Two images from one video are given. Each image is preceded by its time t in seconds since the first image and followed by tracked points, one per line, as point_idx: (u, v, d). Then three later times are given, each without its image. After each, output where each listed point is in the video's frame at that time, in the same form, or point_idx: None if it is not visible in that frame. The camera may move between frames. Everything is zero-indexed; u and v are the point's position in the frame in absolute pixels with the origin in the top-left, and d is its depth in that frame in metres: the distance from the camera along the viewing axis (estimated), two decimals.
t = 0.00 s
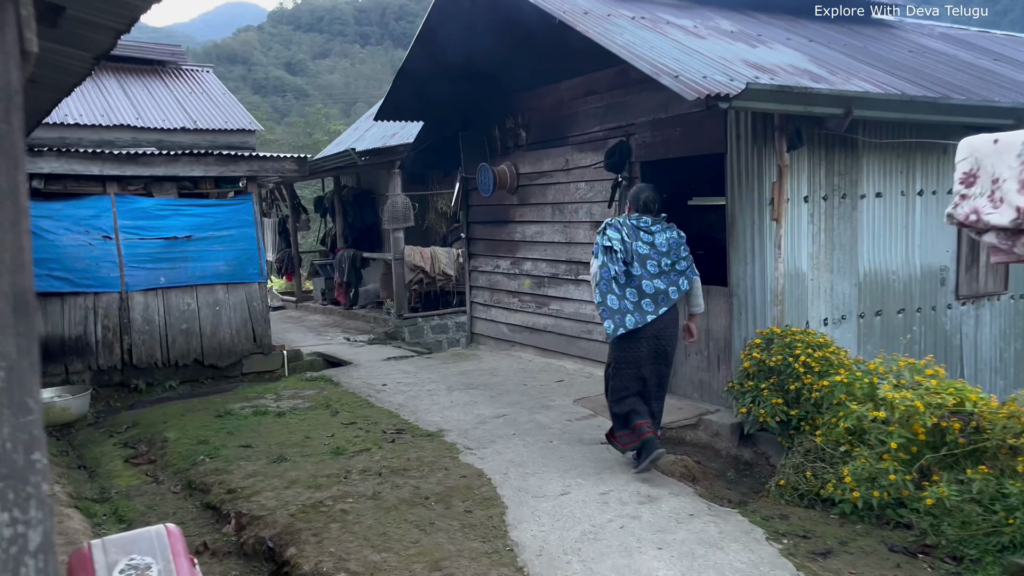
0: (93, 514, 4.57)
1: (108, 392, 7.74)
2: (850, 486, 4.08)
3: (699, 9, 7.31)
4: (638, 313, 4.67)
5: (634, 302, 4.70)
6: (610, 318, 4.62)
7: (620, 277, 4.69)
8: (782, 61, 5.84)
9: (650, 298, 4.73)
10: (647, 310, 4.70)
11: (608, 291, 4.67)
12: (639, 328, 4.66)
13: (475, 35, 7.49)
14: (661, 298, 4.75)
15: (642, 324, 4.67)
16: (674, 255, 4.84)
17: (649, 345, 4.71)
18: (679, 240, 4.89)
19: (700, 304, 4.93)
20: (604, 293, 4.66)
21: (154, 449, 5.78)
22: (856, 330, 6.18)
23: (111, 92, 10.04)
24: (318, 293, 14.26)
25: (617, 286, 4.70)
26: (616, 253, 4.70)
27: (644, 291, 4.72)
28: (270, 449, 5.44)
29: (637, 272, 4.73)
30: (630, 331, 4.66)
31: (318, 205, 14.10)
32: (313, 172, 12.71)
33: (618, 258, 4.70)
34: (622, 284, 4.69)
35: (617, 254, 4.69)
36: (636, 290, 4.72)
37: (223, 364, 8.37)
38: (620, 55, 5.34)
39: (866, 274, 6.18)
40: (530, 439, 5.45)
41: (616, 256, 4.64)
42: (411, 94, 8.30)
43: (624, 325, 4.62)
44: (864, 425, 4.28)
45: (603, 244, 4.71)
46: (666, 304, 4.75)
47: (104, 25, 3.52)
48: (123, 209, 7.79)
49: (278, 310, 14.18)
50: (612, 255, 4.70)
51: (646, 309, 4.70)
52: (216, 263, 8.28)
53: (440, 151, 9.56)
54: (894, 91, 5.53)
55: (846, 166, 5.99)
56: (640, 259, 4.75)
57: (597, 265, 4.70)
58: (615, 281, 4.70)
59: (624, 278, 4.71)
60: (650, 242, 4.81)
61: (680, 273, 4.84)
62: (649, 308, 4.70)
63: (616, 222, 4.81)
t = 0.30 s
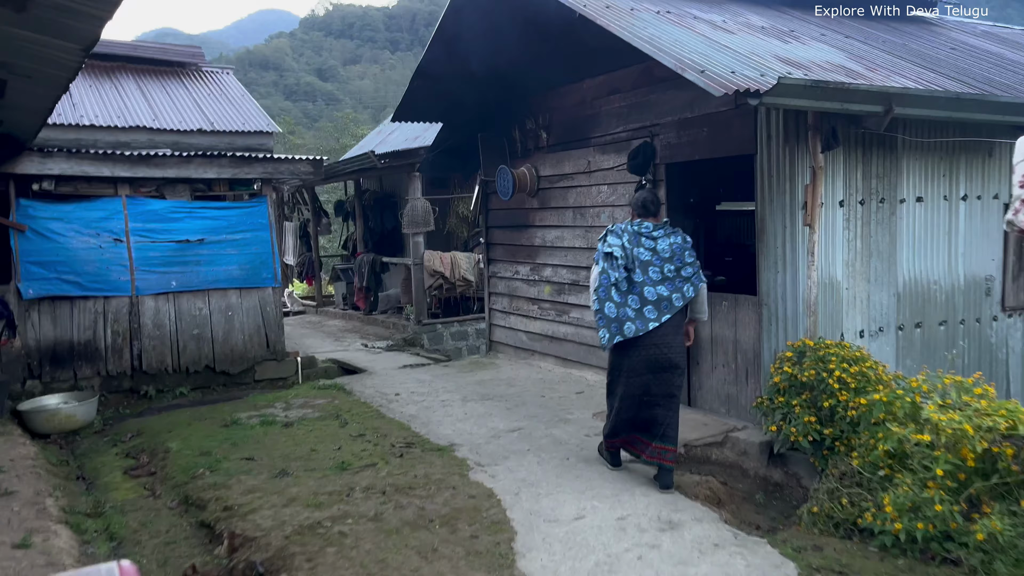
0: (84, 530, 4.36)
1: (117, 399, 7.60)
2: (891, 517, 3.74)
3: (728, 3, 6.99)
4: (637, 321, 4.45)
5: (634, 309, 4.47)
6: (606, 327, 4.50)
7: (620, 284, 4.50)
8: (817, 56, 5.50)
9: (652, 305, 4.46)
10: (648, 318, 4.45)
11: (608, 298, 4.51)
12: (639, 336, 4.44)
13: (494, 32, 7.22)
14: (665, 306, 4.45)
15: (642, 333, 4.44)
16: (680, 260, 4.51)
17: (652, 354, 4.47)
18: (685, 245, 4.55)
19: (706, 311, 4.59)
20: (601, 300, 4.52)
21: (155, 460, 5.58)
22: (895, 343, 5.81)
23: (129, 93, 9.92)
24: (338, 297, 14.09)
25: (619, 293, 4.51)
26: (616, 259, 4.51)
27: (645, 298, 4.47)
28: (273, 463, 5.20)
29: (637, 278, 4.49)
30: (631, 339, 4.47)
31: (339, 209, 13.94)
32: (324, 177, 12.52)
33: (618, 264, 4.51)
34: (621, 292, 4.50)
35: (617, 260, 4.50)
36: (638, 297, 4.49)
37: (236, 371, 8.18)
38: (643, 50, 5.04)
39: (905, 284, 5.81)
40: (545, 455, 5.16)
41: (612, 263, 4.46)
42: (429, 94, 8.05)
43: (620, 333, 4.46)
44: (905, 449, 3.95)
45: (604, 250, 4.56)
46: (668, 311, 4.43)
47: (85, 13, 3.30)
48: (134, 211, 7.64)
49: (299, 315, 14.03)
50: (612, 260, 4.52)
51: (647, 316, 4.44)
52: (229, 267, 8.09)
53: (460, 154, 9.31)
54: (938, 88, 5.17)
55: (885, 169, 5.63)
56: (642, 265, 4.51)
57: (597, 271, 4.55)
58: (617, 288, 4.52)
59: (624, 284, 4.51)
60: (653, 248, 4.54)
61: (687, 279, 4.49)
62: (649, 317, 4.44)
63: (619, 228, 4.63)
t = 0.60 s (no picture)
0: (82, 545, 4.20)
1: (136, 403, 7.50)
2: (940, 551, 3.39)
3: None
4: (643, 328, 4.42)
5: (638, 317, 4.44)
6: (611, 337, 4.39)
7: (621, 294, 4.46)
8: (859, 50, 5.16)
9: (657, 310, 4.44)
10: (654, 323, 4.43)
11: (609, 310, 4.45)
12: (646, 342, 4.41)
13: (519, 29, 6.99)
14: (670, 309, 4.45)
15: (649, 338, 4.41)
16: (681, 261, 4.55)
17: (655, 360, 4.47)
18: (683, 245, 4.59)
19: (716, 309, 4.59)
20: (603, 312, 4.43)
21: (165, 469, 5.43)
22: (943, 356, 5.43)
23: (156, 95, 9.88)
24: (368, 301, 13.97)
25: (620, 303, 4.47)
26: (614, 269, 4.49)
27: (648, 304, 4.45)
28: (282, 475, 5.01)
29: (639, 286, 4.47)
30: (637, 347, 4.42)
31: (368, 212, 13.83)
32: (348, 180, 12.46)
33: (617, 275, 4.48)
34: (624, 301, 4.45)
35: (615, 270, 4.48)
36: (641, 305, 4.46)
37: (256, 376, 8.04)
38: (671, 43, 4.76)
39: (955, 292, 5.43)
40: (565, 472, 4.89)
41: (611, 273, 4.43)
42: (454, 94, 7.84)
43: (627, 343, 4.36)
44: (955, 474, 3.59)
45: (600, 263, 4.52)
46: (675, 314, 4.44)
47: (72, 5, 3.14)
48: (155, 214, 7.55)
49: (328, 318, 13.93)
50: (610, 271, 4.49)
51: (653, 322, 4.42)
52: (250, 270, 7.96)
53: (487, 155, 9.09)
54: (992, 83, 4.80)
55: (933, 169, 5.26)
56: (643, 272, 4.50)
57: (595, 284, 4.51)
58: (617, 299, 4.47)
59: (625, 294, 4.47)
60: (652, 253, 4.55)
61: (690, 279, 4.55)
62: (655, 322, 4.43)
63: (614, 239, 4.62)
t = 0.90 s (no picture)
0: (116, 554, 4.11)
1: (190, 405, 7.49)
2: None
3: None
4: (685, 328, 4.26)
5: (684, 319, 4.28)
6: (651, 336, 4.29)
7: (667, 294, 4.29)
8: (944, 30, 4.69)
9: (704, 313, 4.26)
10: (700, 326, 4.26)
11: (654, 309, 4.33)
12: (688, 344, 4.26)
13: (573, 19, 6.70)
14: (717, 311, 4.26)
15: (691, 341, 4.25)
16: (736, 263, 4.29)
17: (704, 363, 4.30)
18: (741, 246, 4.32)
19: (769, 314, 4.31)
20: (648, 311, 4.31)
21: (208, 475, 5.34)
22: None
23: (215, 97, 9.93)
24: (428, 301, 13.85)
25: (666, 303, 4.30)
26: (663, 270, 4.29)
27: (696, 306, 4.27)
28: (322, 484, 4.85)
29: (688, 288, 4.27)
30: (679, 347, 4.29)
31: (427, 212, 13.70)
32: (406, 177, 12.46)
33: (666, 276, 4.28)
34: (670, 302, 4.29)
35: (663, 272, 4.29)
36: (688, 307, 4.28)
37: (309, 379, 7.96)
38: (733, 25, 4.40)
39: None
40: (616, 488, 4.58)
41: (659, 275, 4.25)
42: (507, 89, 7.59)
43: (666, 344, 4.26)
44: None
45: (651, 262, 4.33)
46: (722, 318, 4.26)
47: None
48: (208, 214, 7.52)
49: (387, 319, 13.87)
50: (659, 272, 4.30)
51: (697, 324, 4.25)
52: (303, 271, 7.88)
53: (544, 152, 8.81)
54: None
55: None
56: (694, 274, 4.28)
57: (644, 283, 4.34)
58: (664, 298, 4.32)
59: (673, 294, 4.30)
60: (708, 253, 4.31)
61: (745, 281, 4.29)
62: (702, 325, 4.25)
63: (671, 238, 4.41)
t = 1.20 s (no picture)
0: (109, 566, 3.92)
1: (204, 406, 7.34)
2: None
3: None
4: (717, 323, 4.34)
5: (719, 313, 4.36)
6: (688, 329, 4.45)
7: (707, 286, 4.40)
8: (997, 9, 4.31)
9: (737, 308, 4.30)
10: (732, 322, 4.31)
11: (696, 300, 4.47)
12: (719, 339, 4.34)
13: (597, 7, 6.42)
14: (750, 309, 4.28)
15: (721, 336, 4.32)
16: (777, 262, 4.27)
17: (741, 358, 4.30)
18: (784, 245, 4.27)
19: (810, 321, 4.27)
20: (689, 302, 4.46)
21: (214, 481, 5.16)
22: None
23: (235, 93, 9.81)
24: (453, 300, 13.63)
25: (706, 295, 4.42)
26: (705, 261, 4.41)
27: (730, 301, 4.33)
28: (328, 493, 4.63)
29: (725, 281, 4.35)
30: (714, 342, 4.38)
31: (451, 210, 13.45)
32: (429, 174, 12.27)
33: (706, 267, 4.41)
34: (708, 294, 4.41)
35: (704, 262, 4.41)
36: (724, 300, 4.35)
37: (325, 380, 7.76)
38: (766, 4, 4.13)
39: None
40: (637, 502, 4.30)
41: (697, 265, 4.39)
42: (529, 82, 7.33)
43: (699, 338, 4.38)
44: None
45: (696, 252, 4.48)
46: (754, 315, 4.26)
47: None
48: (222, 212, 7.36)
49: (411, 319, 13.68)
50: (701, 262, 4.43)
51: (728, 320, 4.31)
52: (319, 270, 7.69)
53: (569, 147, 8.52)
54: None
55: None
56: (734, 268, 4.34)
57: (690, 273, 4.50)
58: (705, 290, 4.45)
59: (713, 286, 4.40)
60: (750, 248, 4.33)
61: (783, 283, 4.28)
62: (733, 321, 4.31)
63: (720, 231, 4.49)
